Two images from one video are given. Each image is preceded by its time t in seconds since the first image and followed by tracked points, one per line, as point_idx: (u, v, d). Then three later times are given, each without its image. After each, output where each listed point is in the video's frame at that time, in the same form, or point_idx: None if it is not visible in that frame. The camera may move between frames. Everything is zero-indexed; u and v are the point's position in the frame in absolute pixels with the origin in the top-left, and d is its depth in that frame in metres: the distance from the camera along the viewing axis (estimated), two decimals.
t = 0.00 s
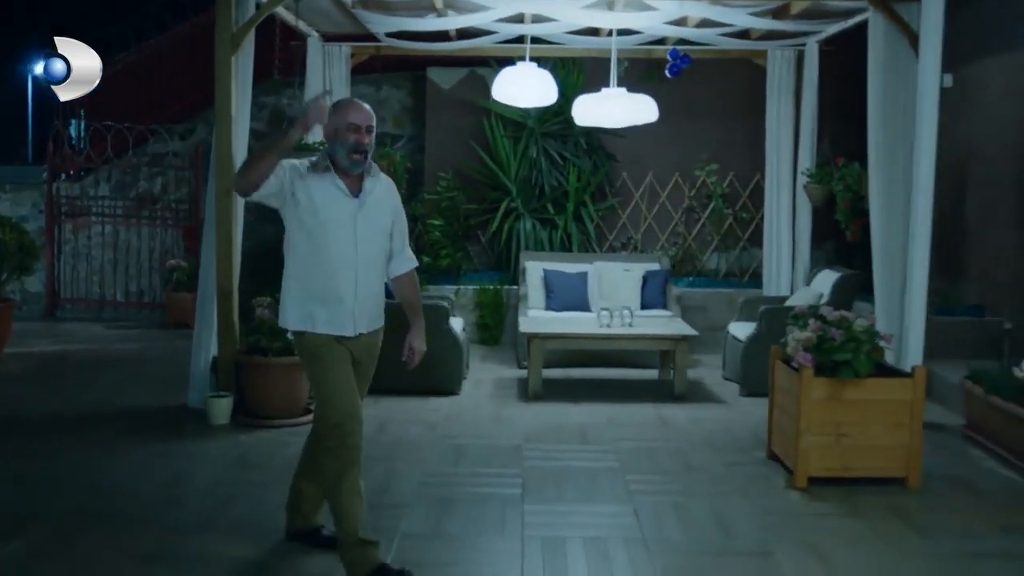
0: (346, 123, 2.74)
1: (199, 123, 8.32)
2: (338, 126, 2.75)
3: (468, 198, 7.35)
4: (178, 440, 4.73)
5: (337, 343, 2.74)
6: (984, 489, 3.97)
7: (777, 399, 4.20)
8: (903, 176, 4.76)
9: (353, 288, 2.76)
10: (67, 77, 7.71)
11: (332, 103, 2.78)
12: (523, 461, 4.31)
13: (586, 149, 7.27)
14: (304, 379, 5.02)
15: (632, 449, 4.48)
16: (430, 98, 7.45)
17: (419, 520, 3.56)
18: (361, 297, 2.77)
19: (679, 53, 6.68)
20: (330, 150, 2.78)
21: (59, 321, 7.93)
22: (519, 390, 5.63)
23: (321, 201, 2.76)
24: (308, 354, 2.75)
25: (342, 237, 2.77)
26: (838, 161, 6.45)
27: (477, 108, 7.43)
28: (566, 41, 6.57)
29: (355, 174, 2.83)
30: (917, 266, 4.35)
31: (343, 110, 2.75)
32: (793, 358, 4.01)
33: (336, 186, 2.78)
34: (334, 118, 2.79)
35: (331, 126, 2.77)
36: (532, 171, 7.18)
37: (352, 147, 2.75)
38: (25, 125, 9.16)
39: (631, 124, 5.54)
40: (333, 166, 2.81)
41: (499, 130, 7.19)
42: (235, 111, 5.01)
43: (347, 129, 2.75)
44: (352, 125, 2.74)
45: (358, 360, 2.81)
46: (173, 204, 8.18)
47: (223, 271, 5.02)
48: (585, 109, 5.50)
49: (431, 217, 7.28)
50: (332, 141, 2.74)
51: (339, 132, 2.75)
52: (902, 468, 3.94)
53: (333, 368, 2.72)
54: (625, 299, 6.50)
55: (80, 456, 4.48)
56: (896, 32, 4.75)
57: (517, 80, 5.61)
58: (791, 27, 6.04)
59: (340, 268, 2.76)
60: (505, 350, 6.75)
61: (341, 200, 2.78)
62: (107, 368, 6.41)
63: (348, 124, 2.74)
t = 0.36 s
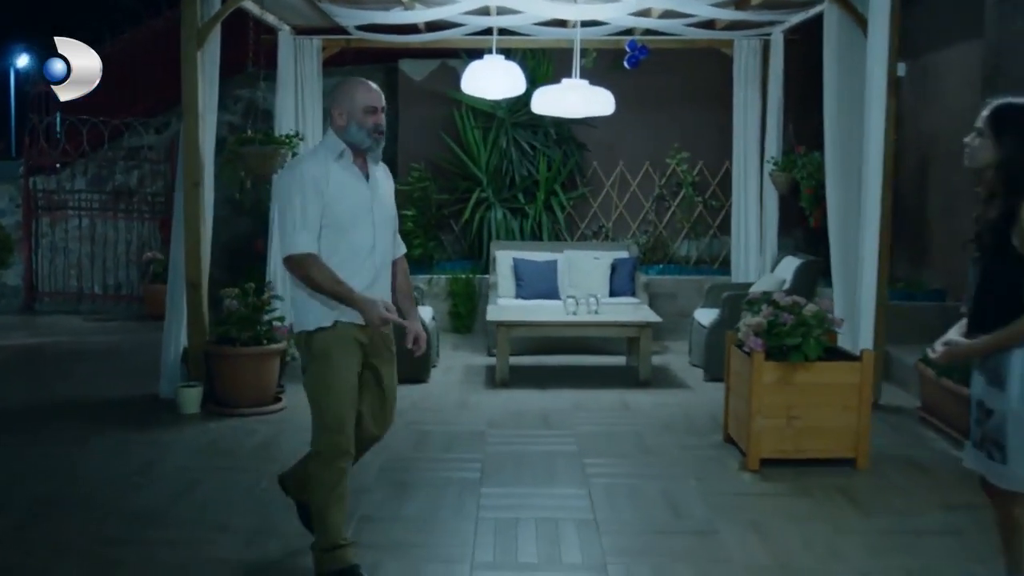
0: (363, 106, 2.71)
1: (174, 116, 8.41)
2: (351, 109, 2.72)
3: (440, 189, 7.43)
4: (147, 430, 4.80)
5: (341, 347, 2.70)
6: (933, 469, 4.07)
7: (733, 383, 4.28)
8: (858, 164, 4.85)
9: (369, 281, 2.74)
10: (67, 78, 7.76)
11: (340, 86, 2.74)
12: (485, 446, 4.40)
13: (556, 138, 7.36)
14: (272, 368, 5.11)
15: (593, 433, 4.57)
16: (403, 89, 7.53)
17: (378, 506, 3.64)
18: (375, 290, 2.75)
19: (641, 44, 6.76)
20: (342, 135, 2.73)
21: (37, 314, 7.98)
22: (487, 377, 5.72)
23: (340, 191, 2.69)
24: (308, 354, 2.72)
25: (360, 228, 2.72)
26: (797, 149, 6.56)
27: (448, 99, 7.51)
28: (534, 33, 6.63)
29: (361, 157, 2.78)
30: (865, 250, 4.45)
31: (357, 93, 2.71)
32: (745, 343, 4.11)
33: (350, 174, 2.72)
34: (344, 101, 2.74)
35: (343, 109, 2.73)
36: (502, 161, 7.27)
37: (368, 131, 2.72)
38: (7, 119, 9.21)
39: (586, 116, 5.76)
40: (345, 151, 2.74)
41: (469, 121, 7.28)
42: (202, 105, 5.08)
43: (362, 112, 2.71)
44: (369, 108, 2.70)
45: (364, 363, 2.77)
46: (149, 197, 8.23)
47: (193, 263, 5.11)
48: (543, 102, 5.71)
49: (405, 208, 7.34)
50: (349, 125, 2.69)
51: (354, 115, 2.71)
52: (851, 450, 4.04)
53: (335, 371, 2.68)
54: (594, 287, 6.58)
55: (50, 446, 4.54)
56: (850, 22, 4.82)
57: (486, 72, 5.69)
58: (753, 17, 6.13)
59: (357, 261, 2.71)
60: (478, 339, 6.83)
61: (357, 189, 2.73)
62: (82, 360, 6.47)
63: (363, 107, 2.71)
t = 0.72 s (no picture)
0: (379, 104, 2.67)
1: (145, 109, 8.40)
2: (366, 107, 2.67)
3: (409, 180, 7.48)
4: (114, 422, 4.85)
5: (347, 355, 2.66)
6: (883, 452, 4.16)
7: (690, 371, 4.35)
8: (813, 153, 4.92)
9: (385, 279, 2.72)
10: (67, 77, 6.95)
11: (351, 83, 2.68)
12: (448, 434, 4.48)
13: (524, 130, 7.42)
14: (239, 360, 5.15)
15: (553, 422, 4.65)
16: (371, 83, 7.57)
17: (337, 496, 3.71)
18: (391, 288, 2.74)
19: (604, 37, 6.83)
20: (355, 132, 2.68)
21: (9, 308, 8.01)
22: (454, 367, 5.80)
23: (359, 192, 2.65)
24: (314, 355, 2.69)
25: (376, 227, 2.69)
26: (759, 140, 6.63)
27: (418, 91, 7.57)
28: (500, 25, 6.68)
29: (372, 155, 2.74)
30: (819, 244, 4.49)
31: (371, 90, 2.67)
32: (700, 332, 4.18)
33: (366, 174, 2.68)
34: (356, 98, 2.69)
35: (356, 106, 2.68)
36: (471, 153, 7.33)
37: (383, 129, 2.68)
38: None
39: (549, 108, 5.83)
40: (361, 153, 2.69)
41: (437, 113, 7.32)
42: (166, 101, 5.10)
43: (377, 110, 2.67)
44: (385, 105, 2.67)
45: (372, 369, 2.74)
46: (120, 191, 8.26)
47: (159, 258, 5.13)
48: (506, 94, 5.79)
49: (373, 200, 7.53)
50: (369, 124, 2.65)
51: (370, 114, 2.67)
52: (804, 436, 4.12)
53: (337, 377, 2.66)
54: (561, 277, 6.66)
55: (16, 439, 4.58)
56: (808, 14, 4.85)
57: (451, 65, 5.70)
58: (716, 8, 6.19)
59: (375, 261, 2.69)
60: (448, 329, 6.91)
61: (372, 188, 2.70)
62: (53, 354, 6.50)
63: (378, 103, 2.67)
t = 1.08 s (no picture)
0: (408, 97, 2.57)
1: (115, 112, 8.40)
2: (392, 99, 2.57)
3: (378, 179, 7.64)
4: (80, 425, 4.86)
5: (389, 345, 2.57)
6: (839, 445, 4.22)
7: (650, 368, 4.40)
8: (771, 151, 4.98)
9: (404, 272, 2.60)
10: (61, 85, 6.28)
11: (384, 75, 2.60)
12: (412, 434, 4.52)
13: (492, 129, 7.48)
14: (205, 362, 5.17)
15: (518, 419, 4.69)
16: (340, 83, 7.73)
17: (300, 495, 3.74)
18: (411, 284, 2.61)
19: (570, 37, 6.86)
20: (383, 124, 2.61)
21: None
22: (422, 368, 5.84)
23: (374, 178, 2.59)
24: (353, 353, 2.58)
25: (395, 218, 2.60)
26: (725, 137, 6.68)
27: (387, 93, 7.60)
28: (467, 26, 6.71)
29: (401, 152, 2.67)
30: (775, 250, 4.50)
31: (401, 82, 2.57)
32: (659, 328, 4.23)
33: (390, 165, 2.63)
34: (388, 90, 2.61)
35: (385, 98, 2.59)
36: (441, 153, 7.40)
37: (411, 122, 2.58)
38: None
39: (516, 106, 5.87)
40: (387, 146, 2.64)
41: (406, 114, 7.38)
42: (129, 105, 5.12)
43: (404, 102, 2.57)
44: (411, 98, 2.56)
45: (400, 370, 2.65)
46: (91, 194, 8.25)
47: (124, 261, 5.15)
48: (473, 96, 5.84)
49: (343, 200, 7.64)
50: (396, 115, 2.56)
51: (397, 106, 2.57)
52: (763, 431, 4.17)
53: (387, 371, 2.56)
54: (531, 275, 6.71)
55: None
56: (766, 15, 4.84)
57: (415, 66, 5.71)
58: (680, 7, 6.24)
59: (391, 251, 2.59)
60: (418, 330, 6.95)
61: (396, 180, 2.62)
62: (23, 358, 6.50)
63: (405, 96, 2.56)
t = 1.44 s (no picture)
0: (450, 112, 2.49)
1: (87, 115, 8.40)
2: (435, 113, 2.49)
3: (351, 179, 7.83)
4: (46, 426, 4.87)
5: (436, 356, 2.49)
6: (798, 440, 4.26)
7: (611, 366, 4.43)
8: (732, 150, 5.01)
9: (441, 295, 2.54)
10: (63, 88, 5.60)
11: (421, 87, 2.51)
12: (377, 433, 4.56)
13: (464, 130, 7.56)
14: (172, 363, 5.18)
15: (483, 418, 4.71)
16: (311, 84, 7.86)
17: (262, 494, 3.77)
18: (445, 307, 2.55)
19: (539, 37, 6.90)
20: (422, 137, 2.50)
21: None
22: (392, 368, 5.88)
23: (424, 198, 2.46)
24: (394, 371, 2.48)
25: (439, 239, 2.50)
26: (693, 137, 6.72)
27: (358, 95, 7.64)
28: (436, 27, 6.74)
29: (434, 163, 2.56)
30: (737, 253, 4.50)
31: (443, 96, 2.49)
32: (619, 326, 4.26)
33: (430, 184, 2.50)
34: (426, 102, 2.51)
35: (425, 111, 2.50)
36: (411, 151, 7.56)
37: (453, 139, 2.51)
38: None
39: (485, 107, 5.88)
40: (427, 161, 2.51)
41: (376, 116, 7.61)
42: (95, 107, 5.14)
43: (446, 117, 2.49)
44: (454, 114, 2.49)
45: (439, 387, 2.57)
46: (64, 197, 8.24)
47: (91, 263, 5.17)
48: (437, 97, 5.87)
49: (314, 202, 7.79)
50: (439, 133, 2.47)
51: (440, 122, 2.49)
52: (724, 426, 4.21)
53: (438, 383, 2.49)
54: (501, 274, 6.73)
55: None
56: (727, 15, 4.80)
57: (379, 68, 5.77)
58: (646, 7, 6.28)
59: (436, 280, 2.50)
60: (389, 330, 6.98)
61: (440, 198, 2.51)
62: None
63: (447, 111, 2.49)
